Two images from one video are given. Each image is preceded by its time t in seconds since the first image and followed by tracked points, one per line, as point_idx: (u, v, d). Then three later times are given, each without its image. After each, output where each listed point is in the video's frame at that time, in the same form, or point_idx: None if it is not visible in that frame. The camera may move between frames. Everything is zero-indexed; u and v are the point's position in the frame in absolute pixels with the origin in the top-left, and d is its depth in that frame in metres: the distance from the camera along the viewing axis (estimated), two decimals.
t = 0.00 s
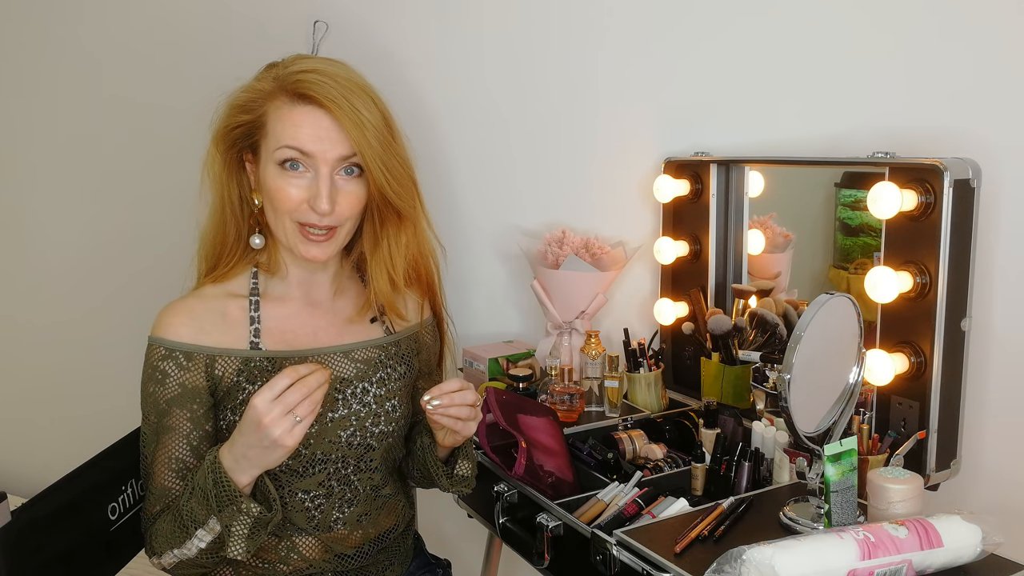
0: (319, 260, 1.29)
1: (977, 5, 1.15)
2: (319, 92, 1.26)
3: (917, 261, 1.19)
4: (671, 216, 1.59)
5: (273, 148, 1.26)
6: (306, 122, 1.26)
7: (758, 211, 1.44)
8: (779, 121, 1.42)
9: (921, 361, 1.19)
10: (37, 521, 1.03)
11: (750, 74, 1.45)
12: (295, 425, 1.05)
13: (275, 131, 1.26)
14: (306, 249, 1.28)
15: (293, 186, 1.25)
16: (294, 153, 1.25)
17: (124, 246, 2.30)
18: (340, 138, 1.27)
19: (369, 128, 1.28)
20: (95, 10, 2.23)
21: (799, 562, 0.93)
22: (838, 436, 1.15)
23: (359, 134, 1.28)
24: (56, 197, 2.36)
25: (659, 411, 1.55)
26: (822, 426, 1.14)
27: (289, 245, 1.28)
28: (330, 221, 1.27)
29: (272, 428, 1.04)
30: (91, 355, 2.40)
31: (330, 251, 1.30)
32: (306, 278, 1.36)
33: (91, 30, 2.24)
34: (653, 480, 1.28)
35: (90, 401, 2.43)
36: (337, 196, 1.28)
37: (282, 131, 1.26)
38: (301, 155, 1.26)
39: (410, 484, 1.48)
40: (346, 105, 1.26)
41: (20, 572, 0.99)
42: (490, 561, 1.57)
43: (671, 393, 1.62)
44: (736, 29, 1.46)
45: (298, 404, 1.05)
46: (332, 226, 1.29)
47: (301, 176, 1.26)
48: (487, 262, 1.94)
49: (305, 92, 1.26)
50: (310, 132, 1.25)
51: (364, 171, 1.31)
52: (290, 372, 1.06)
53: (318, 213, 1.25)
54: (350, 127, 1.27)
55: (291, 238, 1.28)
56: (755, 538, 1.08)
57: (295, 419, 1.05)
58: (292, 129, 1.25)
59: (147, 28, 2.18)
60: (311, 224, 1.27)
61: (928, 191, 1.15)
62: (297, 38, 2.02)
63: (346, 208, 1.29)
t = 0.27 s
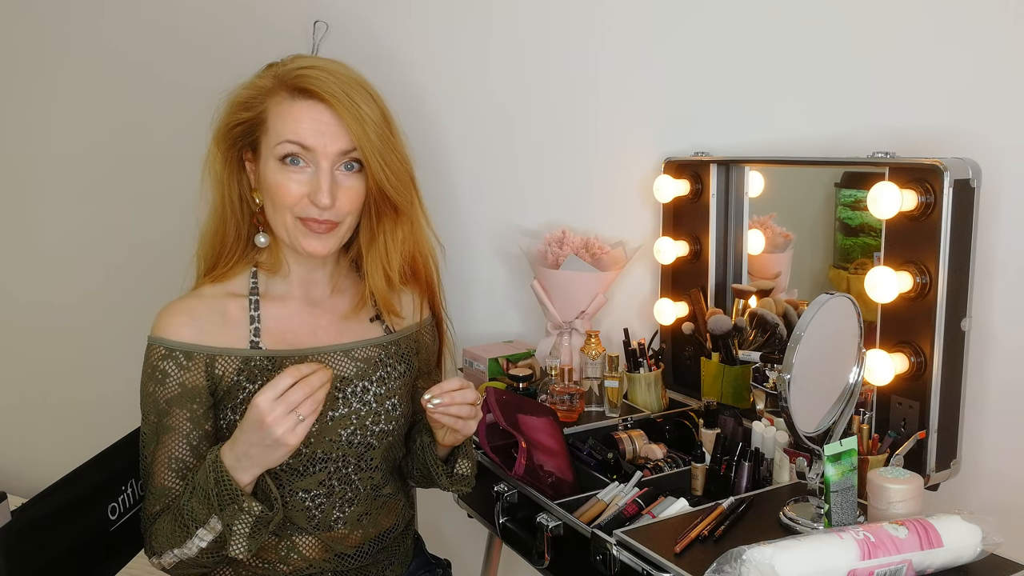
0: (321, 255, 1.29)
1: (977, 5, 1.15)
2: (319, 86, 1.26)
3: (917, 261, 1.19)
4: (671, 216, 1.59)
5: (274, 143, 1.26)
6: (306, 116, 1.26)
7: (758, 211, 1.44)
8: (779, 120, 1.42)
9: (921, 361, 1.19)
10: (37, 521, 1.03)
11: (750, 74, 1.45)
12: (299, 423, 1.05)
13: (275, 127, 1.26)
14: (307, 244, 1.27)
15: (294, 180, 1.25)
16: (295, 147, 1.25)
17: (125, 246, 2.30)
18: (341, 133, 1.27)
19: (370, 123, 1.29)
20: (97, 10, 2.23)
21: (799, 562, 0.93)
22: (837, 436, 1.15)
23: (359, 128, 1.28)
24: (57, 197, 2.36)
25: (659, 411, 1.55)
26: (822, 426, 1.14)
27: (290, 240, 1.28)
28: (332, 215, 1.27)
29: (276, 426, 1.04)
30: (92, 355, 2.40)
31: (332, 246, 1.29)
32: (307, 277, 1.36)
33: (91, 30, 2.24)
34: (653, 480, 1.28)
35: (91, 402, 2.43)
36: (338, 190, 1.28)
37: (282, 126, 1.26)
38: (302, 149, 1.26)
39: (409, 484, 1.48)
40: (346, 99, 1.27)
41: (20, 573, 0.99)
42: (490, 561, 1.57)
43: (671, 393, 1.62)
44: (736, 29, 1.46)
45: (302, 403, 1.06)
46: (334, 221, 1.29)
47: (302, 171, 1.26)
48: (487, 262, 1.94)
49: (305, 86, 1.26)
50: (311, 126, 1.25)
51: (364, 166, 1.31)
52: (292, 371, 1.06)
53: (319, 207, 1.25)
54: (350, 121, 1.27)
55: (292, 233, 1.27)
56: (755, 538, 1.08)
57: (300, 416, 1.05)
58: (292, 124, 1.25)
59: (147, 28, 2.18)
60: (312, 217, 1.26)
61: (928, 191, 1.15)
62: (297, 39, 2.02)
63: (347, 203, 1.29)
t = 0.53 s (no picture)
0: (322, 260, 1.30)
1: (977, 5, 1.15)
2: (317, 95, 1.25)
3: (917, 261, 1.19)
4: (671, 216, 1.59)
5: (274, 151, 1.26)
6: (306, 126, 1.25)
7: (758, 211, 1.44)
8: (779, 120, 1.42)
9: (921, 361, 1.19)
10: (37, 521, 1.03)
11: (750, 74, 1.45)
12: (303, 414, 1.05)
13: (275, 136, 1.26)
14: (309, 249, 1.28)
15: (295, 189, 1.25)
16: (295, 157, 1.25)
17: (125, 246, 2.30)
18: (341, 141, 1.27)
19: (369, 131, 1.28)
20: (97, 11, 2.23)
21: (799, 562, 0.93)
22: (837, 436, 1.15)
23: (358, 136, 1.28)
24: (56, 197, 2.36)
25: (659, 410, 1.55)
26: (822, 426, 1.14)
27: (293, 244, 1.29)
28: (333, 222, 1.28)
29: (280, 417, 1.04)
30: (92, 355, 2.40)
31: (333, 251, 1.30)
32: (308, 276, 1.36)
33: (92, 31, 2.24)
34: (653, 480, 1.28)
35: (90, 402, 2.43)
36: (339, 197, 1.28)
37: (282, 136, 1.26)
38: (302, 158, 1.26)
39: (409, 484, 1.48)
40: (345, 108, 1.26)
41: (20, 572, 0.99)
42: (490, 561, 1.57)
43: (671, 393, 1.62)
44: (736, 29, 1.46)
45: (304, 395, 1.05)
46: (335, 226, 1.29)
47: (303, 180, 1.26)
48: (487, 262, 1.94)
49: (304, 95, 1.26)
50: (311, 135, 1.25)
51: (365, 173, 1.31)
52: (296, 364, 1.06)
53: (320, 215, 1.26)
54: (349, 131, 1.27)
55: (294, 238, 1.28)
56: (755, 538, 1.08)
57: (303, 408, 1.05)
58: (292, 133, 1.25)
59: (146, 28, 2.18)
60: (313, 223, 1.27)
61: (928, 191, 1.15)
62: (297, 39, 2.02)
63: (348, 210, 1.30)
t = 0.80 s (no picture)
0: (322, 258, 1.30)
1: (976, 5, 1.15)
2: (322, 94, 1.26)
3: (917, 261, 1.19)
4: (671, 216, 1.59)
5: (277, 148, 1.26)
6: (310, 124, 1.26)
7: (758, 211, 1.43)
8: (779, 120, 1.42)
9: (921, 361, 1.19)
10: (37, 521, 1.03)
11: (750, 74, 1.45)
12: (303, 415, 1.06)
13: (279, 132, 1.27)
14: (308, 247, 1.28)
15: (297, 186, 1.25)
16: (298, 154, 1.26)
17: (125, 246, 2.30)
18: (344, 140, 1.27)
19: (371, 130, 1.29)
20: (97, 11, 2.23)
21: (799, 562, 0.93)
22: (837, 436, 1.15)
23: (361, 135, 1.28)
24: (56, 197, 2.36)
25: (659, 410, 1.55)
26: (822, 426, 1.14)
27: (292, 242, 1.29)
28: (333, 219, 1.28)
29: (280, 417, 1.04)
30: (92, 355, 2.40)
31: (333, 249, 1.30)
32: (309, 276, 1.36)
33: (92, 31, 2.24)
34: (653, 480, 1.28)
35: (91, 402, 2.43)
36: (340, 195, 1.28)
37: (286, 133, 1.26)
38: (305, 156, 1.26)
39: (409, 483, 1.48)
40: (349, 107, 1.26)
41: (20, 573, 0.99)
42: (490, 561, 1.57)
43: (671, 393, 1.62)
44: (736, 29, 1.46)
45: (305, 396, 1.06)
46: (335, 225, 1.29)
47: (305, 177, 1.26)
48: (487, 262, 1.94)
49: (309, 93, 1.26)
50: (315, 133, 1.26)
51: (367, 173, 1.31)
52: (296, 365, 1.06)
53: (321, 213, 1.26)
54: (352, 129, 1.27)
55: (294, 236, 1.28)
56: (755, 538, 1.08)
57: (304, 409, 1.05)
58: (296, 130, 1.25)
59: (146, 28, 2.18)
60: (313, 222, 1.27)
61: (928, 191, 1.15)
62: (297, 39, 2.02)
63: (349, 208, 1.30)
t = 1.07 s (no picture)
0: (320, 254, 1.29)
1: (977, 5, 1.15)
2: (326, 89, 1.26)
3: (917, 261, 1.19)
4: (671, 216, 1.59)
5: (279, 142, 1.27)
6: (313, 118, 1.26)
7: (758, 211, 1.44)
8: (779, 121, 1.42)
9: (921, 361, 1.19)
10: (37, 521, 1.03)
11: (750, 74, 1.45)
12: (304, 415, 1.05)
13: (281, 127, 1.27)
14: (306, 243, 1.28)
15: (298, 180, 1.25)
16: (300, 148, 1.26)
17: (126, 247, 2.30)
18: (346, 136, 1.28)
19: (373, 127, 1.29)
20: (97, 12, 2.23)
21: (799, 562, 0.93)
22: (837, 436, 1.15)
23: (362, 132, 1.28)
24: (56, 198, 2.36)
25: (659, 411, 1.55)
26: (822, 426, 1.14)
27: (290, 237, 1.28)
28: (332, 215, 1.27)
29: (281, 417, 1.04)
30: (92, 355, 2.40)
31: (332, 245, 1.30)
32: (309, 276, 1.36)
33: (92, 31, 2.24)
34: (653, 480, 1.28)
35: (91, 402, 2.43)
36: (340, 191, 1.28)
37: (287, 127, 1.26)
38: (306, 150, 1.26)
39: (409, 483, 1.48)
40: (352, 104, 1.27)
41: (19, 573, 0.99)
42: (490, 561, 1.57)
43: (671, 393, 1.62)
44: (737, 30, 1.45)
45: (306, 396, 1.05)
46: (334, 221, 1.29)
47: (305, 171, 1.26)
48: (487, 262, 1.94)
49: (314, 89, 1.27)
50: (317, 128, 1.26)
51: (367, 170, 1.31)
52: (297, 365, 1.06)
53: (320, 207, 1.26)
54: (354, 125, 1.27)
55: (292, 231, 1.27)
56: (755, 538, 1.08)
57: (304, 408, 1.05)
58: (298, 124, 1.26)
59: (147, 28, 2.18)
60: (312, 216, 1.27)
61: (928, 191, 1.15)
62: (297, 39, 2.02)
63: (349, 204, 1.30)
